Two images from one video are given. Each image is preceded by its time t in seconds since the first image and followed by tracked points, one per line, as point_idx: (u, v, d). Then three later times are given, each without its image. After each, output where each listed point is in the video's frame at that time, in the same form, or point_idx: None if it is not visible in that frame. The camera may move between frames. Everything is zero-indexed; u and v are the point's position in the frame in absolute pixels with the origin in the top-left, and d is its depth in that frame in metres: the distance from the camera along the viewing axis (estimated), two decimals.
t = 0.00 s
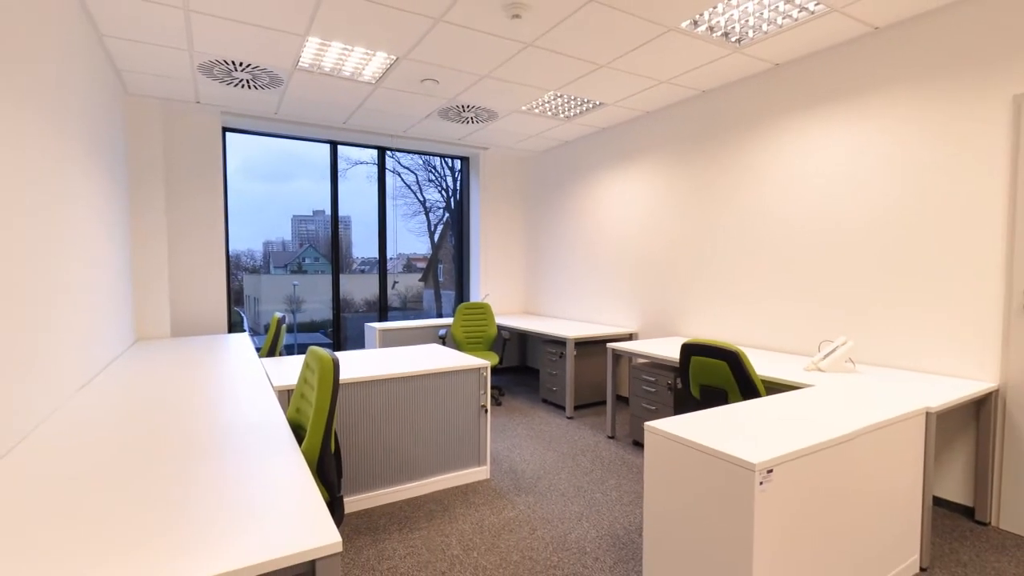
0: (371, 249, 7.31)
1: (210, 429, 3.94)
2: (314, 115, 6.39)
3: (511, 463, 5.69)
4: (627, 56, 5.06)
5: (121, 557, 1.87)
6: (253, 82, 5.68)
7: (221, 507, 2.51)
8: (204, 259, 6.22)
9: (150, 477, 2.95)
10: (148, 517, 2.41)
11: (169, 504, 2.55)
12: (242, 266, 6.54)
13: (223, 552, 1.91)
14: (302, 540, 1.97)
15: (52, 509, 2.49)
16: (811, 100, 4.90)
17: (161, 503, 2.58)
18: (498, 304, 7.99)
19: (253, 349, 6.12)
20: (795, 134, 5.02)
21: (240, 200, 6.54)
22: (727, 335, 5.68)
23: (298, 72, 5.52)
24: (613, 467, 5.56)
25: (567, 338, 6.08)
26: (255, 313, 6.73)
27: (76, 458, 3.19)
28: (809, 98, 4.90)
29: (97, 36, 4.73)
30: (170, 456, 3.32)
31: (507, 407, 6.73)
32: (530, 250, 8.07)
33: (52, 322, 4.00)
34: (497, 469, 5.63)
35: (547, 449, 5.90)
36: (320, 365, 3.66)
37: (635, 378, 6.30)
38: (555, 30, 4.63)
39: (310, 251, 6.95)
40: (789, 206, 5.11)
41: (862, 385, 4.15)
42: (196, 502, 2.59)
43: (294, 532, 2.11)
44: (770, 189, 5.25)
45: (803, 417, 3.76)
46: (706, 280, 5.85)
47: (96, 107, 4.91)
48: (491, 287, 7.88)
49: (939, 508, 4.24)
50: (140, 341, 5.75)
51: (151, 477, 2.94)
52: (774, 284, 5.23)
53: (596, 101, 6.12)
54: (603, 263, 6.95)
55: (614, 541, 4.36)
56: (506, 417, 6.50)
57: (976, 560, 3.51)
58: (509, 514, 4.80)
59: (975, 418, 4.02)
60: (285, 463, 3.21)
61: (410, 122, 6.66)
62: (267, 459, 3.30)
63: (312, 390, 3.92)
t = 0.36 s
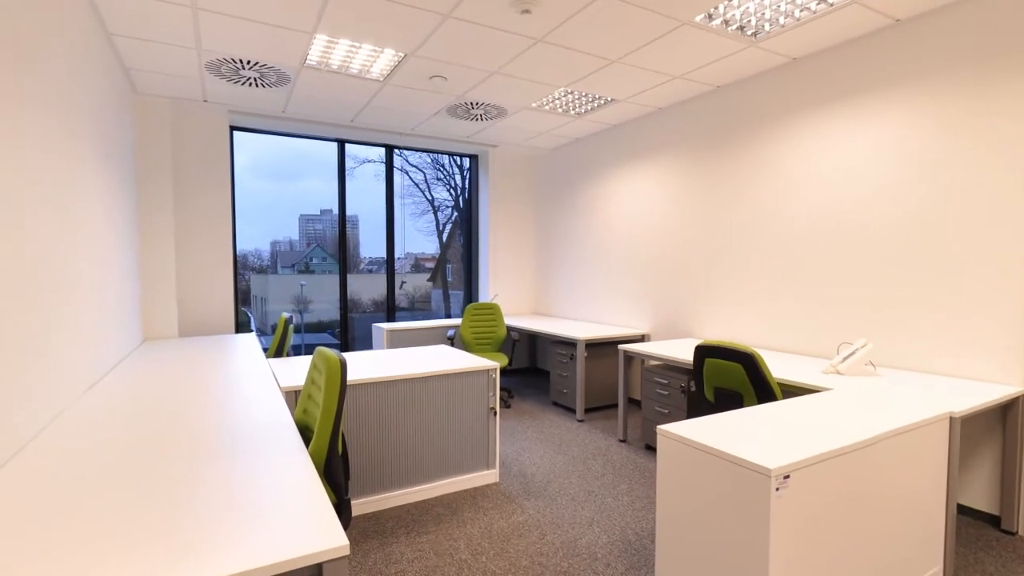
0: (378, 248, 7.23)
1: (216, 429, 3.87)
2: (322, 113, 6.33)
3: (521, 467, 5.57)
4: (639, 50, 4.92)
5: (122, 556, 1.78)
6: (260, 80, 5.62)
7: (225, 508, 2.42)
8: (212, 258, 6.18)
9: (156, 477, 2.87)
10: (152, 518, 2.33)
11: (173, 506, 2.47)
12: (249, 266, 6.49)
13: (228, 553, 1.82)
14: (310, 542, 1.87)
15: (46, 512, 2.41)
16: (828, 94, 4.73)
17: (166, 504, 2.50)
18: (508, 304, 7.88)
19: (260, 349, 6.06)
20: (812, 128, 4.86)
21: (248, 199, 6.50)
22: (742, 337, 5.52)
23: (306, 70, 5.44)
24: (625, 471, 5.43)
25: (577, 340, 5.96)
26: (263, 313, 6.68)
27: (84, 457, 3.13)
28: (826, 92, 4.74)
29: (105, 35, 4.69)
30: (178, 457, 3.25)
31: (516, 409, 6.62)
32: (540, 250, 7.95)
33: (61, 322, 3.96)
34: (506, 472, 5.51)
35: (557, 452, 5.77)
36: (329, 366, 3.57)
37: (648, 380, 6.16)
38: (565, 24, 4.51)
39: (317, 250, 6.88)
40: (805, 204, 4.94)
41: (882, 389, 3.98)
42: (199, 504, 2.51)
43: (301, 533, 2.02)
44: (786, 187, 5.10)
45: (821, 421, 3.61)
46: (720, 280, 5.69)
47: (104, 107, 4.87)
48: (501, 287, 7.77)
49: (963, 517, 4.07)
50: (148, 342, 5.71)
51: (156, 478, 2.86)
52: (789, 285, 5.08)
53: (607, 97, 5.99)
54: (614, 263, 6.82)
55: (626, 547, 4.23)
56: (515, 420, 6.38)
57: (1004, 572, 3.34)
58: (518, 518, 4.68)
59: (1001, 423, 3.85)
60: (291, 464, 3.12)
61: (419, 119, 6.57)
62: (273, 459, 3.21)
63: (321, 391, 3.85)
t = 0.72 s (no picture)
0: (387, 247, 7.06)
1: (225, 430, 3.74)
2: (331, 109, 6.16)
3: (533, 474, 5.34)
4: (659, 39, 4.67)
5: (121, 558, 1.65)
6: (268, 75, 5.46)
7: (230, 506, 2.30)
8: (218, 257, 6.05)
9: (165, 476, 2.78)
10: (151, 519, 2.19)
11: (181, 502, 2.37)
12: (255, 265, 6.35)
13: (233, 555, 1.69)
14: (316, 546, 1.73)
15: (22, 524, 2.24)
16: (860, 83, 4.43)
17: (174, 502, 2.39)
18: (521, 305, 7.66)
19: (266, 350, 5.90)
20: (840, 119, 4.58)
21: (254, 197, 6.36)
22: (764, 340, 5.24)
23: (314, 65, 5.27)
24: (642, 480, 5.18)
25: (593, 342, 5.73)
26: (269, 314, 6.53)
27: (72, 457, 2.97)
28: (857, 81, 4.44)
29: (112, 31, 4.56)
30: (186, 457, 3.13)
31: (528, 414, 6.40)
32: (554, 249, 7.72)
33: (67, 322, 3.84)
34: (519, 480, 5.28)
35: (572, 459, 5.54)
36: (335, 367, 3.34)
37: (666, 385, 5.91)
38: (581, 14, 4.27)
39: (324, 250, 6.73)
40: (833, 199, 4.66)
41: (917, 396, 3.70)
42: (207, 502, 2.40)
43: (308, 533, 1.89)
44: (811, 182, 4.82)
45: (858, 431, 3.32)
46: (741, 280, 5.42)
47: (112, 106, 4.74)
48: (514, 287, 7.56)
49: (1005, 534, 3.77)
50: (154, 343, 5.58)
51: (166, 477, 2.76)
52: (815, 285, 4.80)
53: (624, 89, 5.75)
54: (631, 263, 6.57)
55: (644, 559, 3.98)
56: (528, 425, 6.16)
57: None
58: (531, 527, 4.45)
59: None
60: (298, 464, 2.98)
61: (429, 114, 6.38)
62: (282, 459, 3.08)
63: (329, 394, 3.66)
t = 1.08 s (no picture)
0: (395, 246, 6.80)
1: (231, 429, 3.63)
2: (337, 101, 5.90)
3: (548, 486, 5.02)
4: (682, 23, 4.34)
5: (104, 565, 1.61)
6: (271, 67, 5.21)
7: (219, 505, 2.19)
8: (221, 256, 5.81)
9: (163, 478, 2.64)
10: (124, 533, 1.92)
11: (182, 500, 2.31)
12: (258, 265, 6.12)
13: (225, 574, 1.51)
14: (316, 559, 1.66)
15: None
16: (900, 65, 4.06)
17: (172, 500, 2.33)
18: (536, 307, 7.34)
19: (269, 353, 5.65)
20: (877, 105, 4.21)
21: (257, 194, 6.13)
22: (794, 345, 4.87)
23: (319, 56, 5.00)
24: (664, 493, 4.84)
25: (611, 347, 5.41)
26: (273, 316, 6.30)
27: (63, 467, 2.74)
28: (897, 63, 4.06)
29: (112, 23, 4.32)
30: (189, 456, 3.03)
31: (542, 422, 6.09)
32: (570, 248, 7.39)
33: (67, 323, 3.59)
34: (533, 491, 4.96)
35: (589, 471, 5.21)
36: (341, 369, 3.07)
37: (689, 392, 5.57)
38: None
39: (329, 249, 6.48)
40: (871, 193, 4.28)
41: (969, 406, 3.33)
42: (207, 501, 2.33)
43: (309, 542, 1.81)
44: (846, 175, 4.45)
45: (902, 441, 2.97)
46: (769, 281, 5.06)
47: (112, 102, 4.52)
48: (529, 288, 7.25)
49: None
50: (155, 345, 5.35)
51: (170, 474, 2.69)
52: (850, 286, 4.43)
53: (644, 79, 5.41)
54: (650, 263, 6.23)
55: None
56: (542, 434, 5.85)
57: None
58: (546, 542, 4.13)
59: None
60: (300, 471, 2.76)
61: (439, 106, 6.09)
62: (286, 457, 2.99)
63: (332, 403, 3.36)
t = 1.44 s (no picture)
0: (402, 245, 6.47)
1: (227, 425, 3.39)
2: (342, 92, 5.58)
3: (566, 501, 4.63)
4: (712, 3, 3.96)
5: None
6: (273, 56, 4.88)
7: (220, 500, 2.03)
8: (221, 257, 5.50)
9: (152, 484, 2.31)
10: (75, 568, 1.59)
11: (174, 500, 2.11)
12: (259, 265, 5.82)
13: None
14: None
15: None
16: (955, 43, 3.65)
17: (162, 500, 2.13)
18: (556, 311, 6.97)
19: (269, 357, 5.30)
20: (930, 87, 3.80)
21: (258, 190, 5.82)
22: (833, 353, 4.45)
23: (323, 44, 4.67)
24: (691, 510, 4.45)
25: (634, 353, 5.04)
26: (274, 319, 5.99)
27: (44, 469, 2.45)
28: (954, 40, 3.65)
29: (108, 11, 4.01)
30: (184, 450, 2.80)
31: (559, 433, 5.72)
32: (589, 247, 7.01)
33: (70, 324, 3.29)
34: (549, 506, 4.57)
35: (609, 486, 4.82)
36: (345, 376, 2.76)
37: (717, 402, 5.17)
38: None
39: (333, 248, 6.17)
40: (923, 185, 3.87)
41: None
42: (203, 499, 2.15)
43: (316, 557, 1.63)
44: (894, 166, 4.03)
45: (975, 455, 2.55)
46: (805, 282, 4.65)
47: (110, 97, 4.25)
48: (546, 290, 6.88)
49: None
50: (151, 349, 5.05)
51: (163, 479, 2.34)
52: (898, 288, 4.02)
53: (669, 65, 5.03)
54: (675, 263, 5.84)
55: None
56: (559, 445, 5.48)
57: None
58: (564, 561, 3.76)
59: None
60: (303, 473, 2.40)
61: (450, 96, 5.74)
62: (282, 450, 2.78)
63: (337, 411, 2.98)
